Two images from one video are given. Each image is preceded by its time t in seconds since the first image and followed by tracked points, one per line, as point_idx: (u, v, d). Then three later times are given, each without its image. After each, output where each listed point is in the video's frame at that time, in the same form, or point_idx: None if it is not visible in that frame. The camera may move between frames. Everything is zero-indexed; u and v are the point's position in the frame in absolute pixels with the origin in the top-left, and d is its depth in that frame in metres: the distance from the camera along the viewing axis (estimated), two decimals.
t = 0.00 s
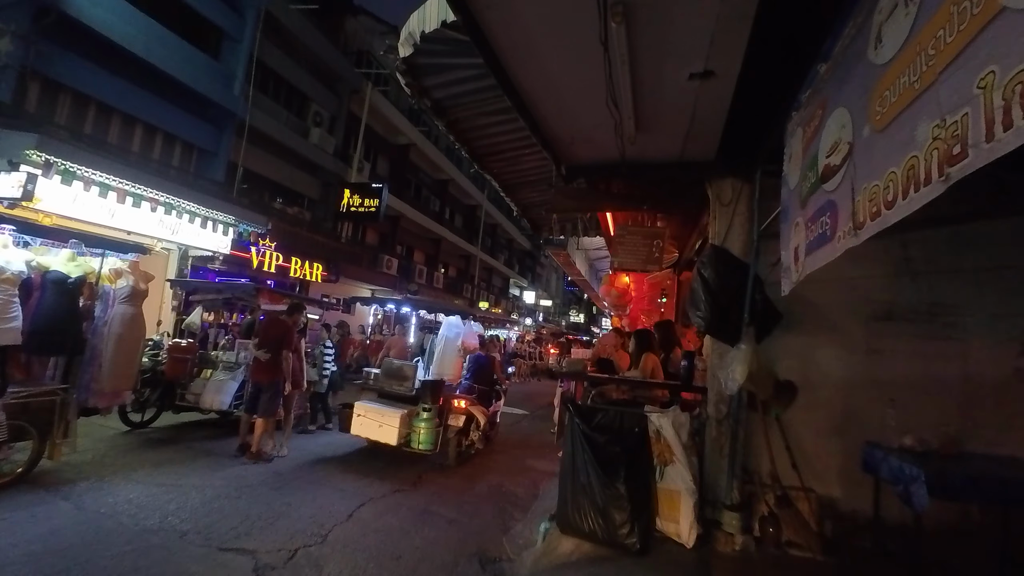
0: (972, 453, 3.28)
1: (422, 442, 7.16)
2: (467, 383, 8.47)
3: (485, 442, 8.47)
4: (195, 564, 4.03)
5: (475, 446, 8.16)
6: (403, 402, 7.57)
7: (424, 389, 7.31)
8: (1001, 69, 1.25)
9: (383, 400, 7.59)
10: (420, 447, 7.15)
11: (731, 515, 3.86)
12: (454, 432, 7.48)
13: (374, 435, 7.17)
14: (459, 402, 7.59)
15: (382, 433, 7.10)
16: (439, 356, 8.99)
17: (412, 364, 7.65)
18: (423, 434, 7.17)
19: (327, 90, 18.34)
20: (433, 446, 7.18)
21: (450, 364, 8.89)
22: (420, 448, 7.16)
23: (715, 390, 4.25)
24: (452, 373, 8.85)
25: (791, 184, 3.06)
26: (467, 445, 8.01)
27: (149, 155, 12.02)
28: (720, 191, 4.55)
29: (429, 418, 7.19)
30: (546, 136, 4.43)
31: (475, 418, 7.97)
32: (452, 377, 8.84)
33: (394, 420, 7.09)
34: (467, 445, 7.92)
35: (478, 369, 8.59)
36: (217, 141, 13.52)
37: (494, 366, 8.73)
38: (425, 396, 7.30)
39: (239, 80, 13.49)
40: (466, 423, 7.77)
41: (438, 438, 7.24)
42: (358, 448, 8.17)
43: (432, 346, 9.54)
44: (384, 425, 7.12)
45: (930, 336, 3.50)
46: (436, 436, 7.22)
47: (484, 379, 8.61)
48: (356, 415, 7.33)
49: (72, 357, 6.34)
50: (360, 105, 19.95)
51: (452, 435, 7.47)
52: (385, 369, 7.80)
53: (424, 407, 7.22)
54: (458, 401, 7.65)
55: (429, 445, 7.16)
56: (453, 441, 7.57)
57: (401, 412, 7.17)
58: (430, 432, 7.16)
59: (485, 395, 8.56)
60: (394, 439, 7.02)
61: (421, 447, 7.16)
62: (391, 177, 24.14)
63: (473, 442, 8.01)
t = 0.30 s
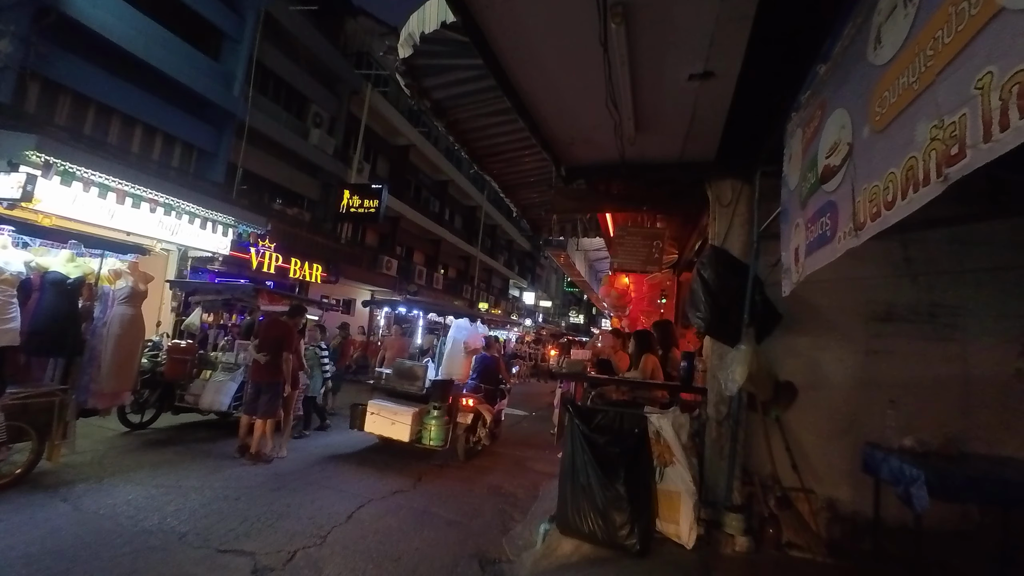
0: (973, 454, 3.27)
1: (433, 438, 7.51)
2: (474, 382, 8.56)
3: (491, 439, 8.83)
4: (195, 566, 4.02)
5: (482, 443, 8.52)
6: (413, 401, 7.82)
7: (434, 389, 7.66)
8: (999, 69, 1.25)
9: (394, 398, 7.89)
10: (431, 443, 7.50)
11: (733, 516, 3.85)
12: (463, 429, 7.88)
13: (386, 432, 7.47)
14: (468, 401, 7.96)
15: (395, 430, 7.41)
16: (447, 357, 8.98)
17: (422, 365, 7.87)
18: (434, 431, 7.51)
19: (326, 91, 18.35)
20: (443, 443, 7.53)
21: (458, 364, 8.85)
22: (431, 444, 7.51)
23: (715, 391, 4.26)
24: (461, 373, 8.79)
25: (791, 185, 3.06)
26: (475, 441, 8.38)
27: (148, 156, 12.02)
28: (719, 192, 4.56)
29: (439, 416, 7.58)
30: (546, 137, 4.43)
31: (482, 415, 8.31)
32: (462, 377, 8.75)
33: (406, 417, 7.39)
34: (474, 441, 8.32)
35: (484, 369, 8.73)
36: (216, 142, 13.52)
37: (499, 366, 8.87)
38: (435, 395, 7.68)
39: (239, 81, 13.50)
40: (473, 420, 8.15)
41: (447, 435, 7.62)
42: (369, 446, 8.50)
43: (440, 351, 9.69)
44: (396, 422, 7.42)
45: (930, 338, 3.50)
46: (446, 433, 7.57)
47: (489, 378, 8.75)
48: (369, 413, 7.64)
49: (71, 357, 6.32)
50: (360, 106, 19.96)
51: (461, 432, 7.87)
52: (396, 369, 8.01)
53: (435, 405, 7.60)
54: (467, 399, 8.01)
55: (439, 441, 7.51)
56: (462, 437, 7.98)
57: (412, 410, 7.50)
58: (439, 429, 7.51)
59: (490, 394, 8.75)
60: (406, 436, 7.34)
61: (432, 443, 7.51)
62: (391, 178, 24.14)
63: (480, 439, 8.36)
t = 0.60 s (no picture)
0: (973, 454, 3.27)
1: (444, 434, 7.78)
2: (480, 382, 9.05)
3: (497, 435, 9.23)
4: (195, 567, 4.02)
5: (490, 438, 8.96)
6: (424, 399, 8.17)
7: (444, 388, 8.11)
8: (991, 70, 1.26)
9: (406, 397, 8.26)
10: (443, 439, 7.77)
11: (734, 517, 3.85)
12: (472, 426, 8.24)
13: (399, 429, 7.77)
14: (477, 399, 8.36)
15: (408, 427, 7.71)
16: (455, 358, 9.03)
17: (432, 365, 8.22)
18: (445, 427, 7.80)
19: (326, 92, 18.37)
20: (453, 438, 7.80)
21: (467, 364, 8.91)
22: (442, 440, 7.78)
23: (715, 392, 4.26)
24: (469, 373, 8.86)
25: (790, 186, 3.06)
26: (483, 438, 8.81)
27: (148, 156, 12.02)
28: (719, 193, 4.57)
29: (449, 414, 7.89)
30: (546, 137, 4.43)
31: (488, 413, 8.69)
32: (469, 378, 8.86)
33: (419, 415, 7.71)
34: (482, 438, 8.73)
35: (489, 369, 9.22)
36: (216, 142, 13.52)
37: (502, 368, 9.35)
38: (445, 394, 8.10)
39: (238, 81, 13.50)
40: (482, 418, 8.56)
41: (458, 432, 7.88)
42: (370, 446, 8.53)
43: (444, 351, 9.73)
44: (409, 419, 7.73)
45: (930, 338, 3.50)
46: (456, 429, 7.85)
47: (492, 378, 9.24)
48: (382, 411, 7.93)
49: (71, 358, 6.31)
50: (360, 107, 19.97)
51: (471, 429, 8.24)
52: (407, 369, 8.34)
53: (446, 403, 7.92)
54: (475, 398, 8.42)
55: (450, 437, 7.79)
56: (471, 434, 8.37)
57: (424, 408, 7.84)
58: (450, 425, 7.80)
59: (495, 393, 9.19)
60: (419, 432, 7.67)
61: (444, 439, 7.77)
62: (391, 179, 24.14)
63: (487, 436, 8.76)
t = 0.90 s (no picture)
0: (973, 454, 3.27)
1: (456, 430, 8.08)
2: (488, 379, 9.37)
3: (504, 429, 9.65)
4: (194, 567, 4.01)
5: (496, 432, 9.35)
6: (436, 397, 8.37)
7: (456, 386, 8.35)
8: (983, 69, 1.27)
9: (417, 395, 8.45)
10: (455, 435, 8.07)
11: (733, 517, 3.86)
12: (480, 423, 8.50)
13: (413, 426, 8.00)
14: (485, 396, 8.55)
15: (421, 424, 7.93)
16: (466, 358, 9.34)
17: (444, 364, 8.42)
18: (456, 423, 8.11)
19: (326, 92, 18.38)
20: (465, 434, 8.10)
21: (477, 364, 9.18)
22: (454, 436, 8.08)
23: (715, 392, 4.26)
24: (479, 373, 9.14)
25: (790, 186, 3.06)
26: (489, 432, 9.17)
27: (147, 156, 12.01)
28: (719, 194, 4.57)
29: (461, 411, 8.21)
30: (546, 138, 4.44)
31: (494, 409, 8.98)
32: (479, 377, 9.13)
33: (432, 412, 7.94)
34: (490, 433, 9.11)
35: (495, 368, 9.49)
36: (216, 142, 13.53)
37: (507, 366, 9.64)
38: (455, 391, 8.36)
39: (238, 81, 13.50)
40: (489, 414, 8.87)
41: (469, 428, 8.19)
42: (370, 446, 8.52)
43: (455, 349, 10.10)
44: (423, 416, 7.97)
45: (929, 338, 3.50)
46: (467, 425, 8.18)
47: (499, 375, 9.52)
48: (396, 408, 8.13)
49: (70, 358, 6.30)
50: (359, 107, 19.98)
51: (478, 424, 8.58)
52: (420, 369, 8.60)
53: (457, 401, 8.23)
54: (483, 395, 8.62)
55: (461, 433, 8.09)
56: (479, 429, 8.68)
57: (436, 405, 8.07)
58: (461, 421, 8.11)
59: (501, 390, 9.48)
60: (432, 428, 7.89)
61: (456, 435, 8.06)
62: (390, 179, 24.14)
63: (494, 430, 9.14)
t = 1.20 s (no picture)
0: (973, 453, 3.27)
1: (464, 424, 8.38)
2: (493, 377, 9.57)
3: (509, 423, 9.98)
4: (194, 567, 4.01)
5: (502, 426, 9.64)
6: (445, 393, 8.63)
7: (464, 382, 8.60)
8: (987, 67, 1.26)
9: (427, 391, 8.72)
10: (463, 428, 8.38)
11: (733, 516, 3.86)
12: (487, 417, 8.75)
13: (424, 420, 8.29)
14: (492, 392, 8.73)
15: (431, 418, 8.21)
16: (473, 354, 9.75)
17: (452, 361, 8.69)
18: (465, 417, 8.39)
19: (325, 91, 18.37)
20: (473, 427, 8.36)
21: (484, 361, 9.59)
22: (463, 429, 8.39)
23: (714, 392, 4.26)
24: (485, 369, 9.57)
25: (790, 185, 3.06)
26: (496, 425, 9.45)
27: (147, 155, 12.00)
28: (718, 193, 4.56)
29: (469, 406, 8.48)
30: (546, 138, 4.43)
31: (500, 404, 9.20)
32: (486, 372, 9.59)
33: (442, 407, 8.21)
34: (496, 427, 9.39)
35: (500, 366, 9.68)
36: (215, 142, 13.53)
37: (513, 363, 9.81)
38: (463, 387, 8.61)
39: (237, 81, 13.49)
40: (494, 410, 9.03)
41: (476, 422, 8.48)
42: (369, 446, 8.51)
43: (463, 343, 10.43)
44: (433, 410, 8.24)
45: (929, 338, 3.50)
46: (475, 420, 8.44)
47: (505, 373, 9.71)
48: (407, 403, 8.43)
49: (69, 357, 6.29)
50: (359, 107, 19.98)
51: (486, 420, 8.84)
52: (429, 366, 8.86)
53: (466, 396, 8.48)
54: (490, 391, 8.81)
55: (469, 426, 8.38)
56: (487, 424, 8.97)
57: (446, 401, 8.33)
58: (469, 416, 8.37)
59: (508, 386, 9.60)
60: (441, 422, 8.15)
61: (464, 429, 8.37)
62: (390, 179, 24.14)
63: (500, 425, 9.43)
